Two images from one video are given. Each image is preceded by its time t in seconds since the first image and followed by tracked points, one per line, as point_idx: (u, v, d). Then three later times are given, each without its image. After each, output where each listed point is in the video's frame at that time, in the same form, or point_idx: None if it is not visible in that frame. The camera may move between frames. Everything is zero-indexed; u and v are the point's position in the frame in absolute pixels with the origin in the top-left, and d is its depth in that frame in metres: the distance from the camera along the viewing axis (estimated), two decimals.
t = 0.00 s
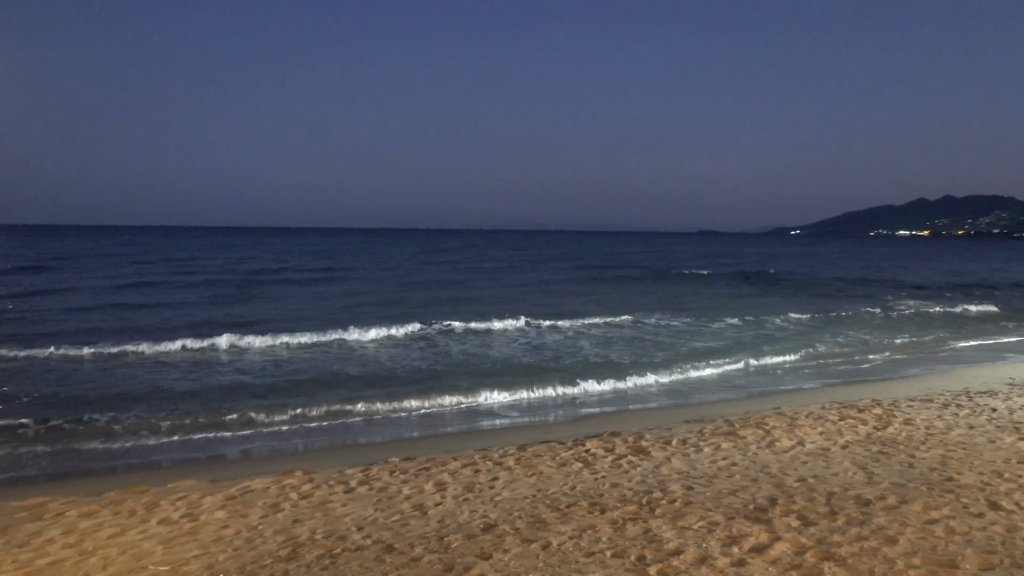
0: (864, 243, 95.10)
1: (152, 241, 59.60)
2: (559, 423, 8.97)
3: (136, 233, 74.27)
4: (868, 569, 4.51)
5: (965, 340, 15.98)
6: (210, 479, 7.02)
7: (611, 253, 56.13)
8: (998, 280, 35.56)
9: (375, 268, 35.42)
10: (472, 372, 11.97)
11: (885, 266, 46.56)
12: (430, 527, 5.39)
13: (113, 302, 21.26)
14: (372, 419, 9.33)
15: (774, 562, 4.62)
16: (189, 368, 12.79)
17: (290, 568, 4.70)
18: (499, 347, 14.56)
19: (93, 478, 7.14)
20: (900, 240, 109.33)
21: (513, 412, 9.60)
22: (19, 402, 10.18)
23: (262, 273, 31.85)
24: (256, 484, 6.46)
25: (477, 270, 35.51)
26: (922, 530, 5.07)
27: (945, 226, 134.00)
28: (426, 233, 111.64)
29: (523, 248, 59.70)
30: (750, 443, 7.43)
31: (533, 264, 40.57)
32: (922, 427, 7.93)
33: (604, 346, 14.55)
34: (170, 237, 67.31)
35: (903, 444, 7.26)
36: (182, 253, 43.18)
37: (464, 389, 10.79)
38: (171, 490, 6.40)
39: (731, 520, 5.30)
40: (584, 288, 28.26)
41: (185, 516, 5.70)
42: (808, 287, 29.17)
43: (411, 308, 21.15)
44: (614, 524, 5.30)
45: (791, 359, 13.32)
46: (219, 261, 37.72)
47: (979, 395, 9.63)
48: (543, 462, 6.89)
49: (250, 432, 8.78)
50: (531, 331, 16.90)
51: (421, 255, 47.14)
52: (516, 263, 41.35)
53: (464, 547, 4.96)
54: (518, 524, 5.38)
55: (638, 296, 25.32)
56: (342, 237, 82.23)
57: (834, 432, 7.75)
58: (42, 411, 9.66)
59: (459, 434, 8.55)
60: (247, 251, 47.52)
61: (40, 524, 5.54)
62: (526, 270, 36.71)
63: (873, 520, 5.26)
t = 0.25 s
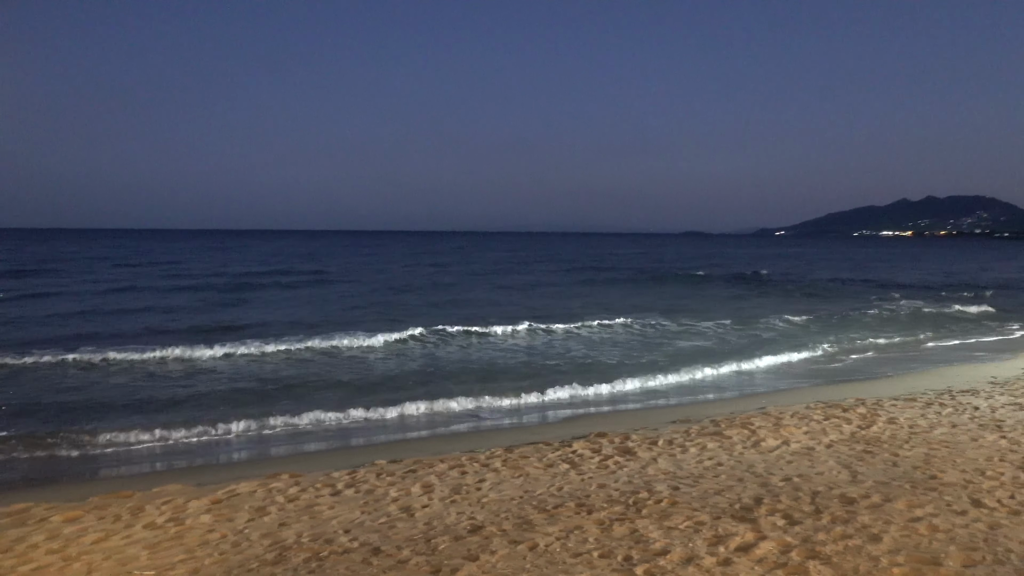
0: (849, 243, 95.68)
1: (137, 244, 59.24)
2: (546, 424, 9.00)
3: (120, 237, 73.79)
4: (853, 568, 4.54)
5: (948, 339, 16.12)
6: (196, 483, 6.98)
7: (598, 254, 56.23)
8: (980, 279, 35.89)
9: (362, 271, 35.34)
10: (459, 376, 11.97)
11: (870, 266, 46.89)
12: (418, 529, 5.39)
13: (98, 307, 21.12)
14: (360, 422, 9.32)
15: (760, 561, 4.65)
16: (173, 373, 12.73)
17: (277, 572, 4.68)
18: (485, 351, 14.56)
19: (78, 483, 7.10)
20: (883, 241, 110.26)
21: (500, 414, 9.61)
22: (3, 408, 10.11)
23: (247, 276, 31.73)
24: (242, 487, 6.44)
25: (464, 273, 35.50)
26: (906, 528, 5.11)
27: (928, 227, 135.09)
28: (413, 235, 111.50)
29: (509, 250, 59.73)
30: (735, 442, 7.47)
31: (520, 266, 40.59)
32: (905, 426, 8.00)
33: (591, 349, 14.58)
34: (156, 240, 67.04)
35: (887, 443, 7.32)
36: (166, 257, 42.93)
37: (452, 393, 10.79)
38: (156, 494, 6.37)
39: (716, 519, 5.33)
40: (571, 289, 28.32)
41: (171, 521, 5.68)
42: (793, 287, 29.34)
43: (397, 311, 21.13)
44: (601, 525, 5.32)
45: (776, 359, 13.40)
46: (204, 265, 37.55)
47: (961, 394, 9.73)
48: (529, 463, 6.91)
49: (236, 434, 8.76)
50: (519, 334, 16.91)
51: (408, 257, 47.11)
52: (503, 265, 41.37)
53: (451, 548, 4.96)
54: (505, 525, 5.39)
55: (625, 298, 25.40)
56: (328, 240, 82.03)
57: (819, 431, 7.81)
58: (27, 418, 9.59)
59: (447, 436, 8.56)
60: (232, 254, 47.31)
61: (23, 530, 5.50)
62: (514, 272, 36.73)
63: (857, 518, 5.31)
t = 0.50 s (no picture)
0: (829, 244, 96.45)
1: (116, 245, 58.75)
2: (529, 425, 9.02)
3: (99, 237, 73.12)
4: (830, 565, 4.59)
5: (925, 339, 16.30)
6: (175, 486, 6.94)
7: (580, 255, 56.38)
8: (957, 280, 36.34)
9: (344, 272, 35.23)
10: (442, 378, 11.97)
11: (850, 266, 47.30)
12: (399, 530, 5.39)
13: (77, 309, 20.93)
14: (342, 424, 9.29)
15: (740, 559, 4.68)
16: (153, 375, 12.65)
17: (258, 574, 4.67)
18: (467, 352, 14.57)
19: (56, 487, 7.03)
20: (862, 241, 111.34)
21: (483, 415, 9.62)
22: None
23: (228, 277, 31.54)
24: (223, 489, 6.41)
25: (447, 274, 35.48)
26: (883, 525, 5.17)
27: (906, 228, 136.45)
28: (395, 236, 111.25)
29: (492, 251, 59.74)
30: (716, 442, 7.52)
31: (503, 268, 40.61)
32: (883, 424, 8.09)
33: (573, 350, 14.62)
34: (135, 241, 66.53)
35: (864, 442, 7.40)
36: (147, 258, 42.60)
37: (434, 395, 10.80)
38: (135, 497, 6.32)
39: (697, 518, 5.37)
40: (553, 290, 28.38)
41: (150, 523, 5.64)
42: (773, 288, 29.57)
43: (379, 312, 21.10)
44: (582, 524, 5.34)
45: (757, 360, 13.50)
46: (184, 266, 37.30)
47: (937, 393, 9.85)
48: (511, 464, 6.92)
49: (217, 437, 8.72)
50: (501, 335, 16.93)
51: (390, 258, 47.02)
52: (485, 266, 41.38)
53: (433, 549, 4.97)
54: (487, 525, 5.40)
55: (607, 298, 25.49)
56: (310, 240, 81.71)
57: (798, 430, 7.88)
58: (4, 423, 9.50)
59: (428, 437, 8.56)
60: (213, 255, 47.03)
61: None
62: (496, 273, 36.74)
63: (835, 516, 5.36)
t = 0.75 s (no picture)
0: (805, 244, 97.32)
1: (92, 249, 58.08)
2: (508, 426, 9.03)
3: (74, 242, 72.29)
4: (808, 561, 4.64)
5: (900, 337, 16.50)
6: (153, 492, 6.88)
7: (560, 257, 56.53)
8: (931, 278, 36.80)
9: (324, 275, 35.08)
10: (422, 383, 11.96)
11: (827, 267, 47.73)
12: (380, 534, 5.37)
13: (52, 315, 20.69)
14: (322, 427, 9.26)
15: (719, 558, 4.72)
16: (131, 381, 12.54)
17: None
18: (448, 356, 14.56)
19: (31, 494, 6.94)
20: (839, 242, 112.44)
21: (463, 418, 9.62)
22: None
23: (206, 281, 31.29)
24: (201, 495, 6.36)
25: (427, 276, 35.44)
26: (860, 522, 5.23)
27: (881, 228, 137.94)
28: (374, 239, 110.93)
29: (472, 254, 59.70)
30: (695, 441, 7.57)
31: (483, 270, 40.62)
32: (859, 422, 8.18)
33: (554, 352, 14.67)
34: (112, 245, 65.87)
35: (841, 439, 7.48)
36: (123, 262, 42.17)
37: (414, 400, 10.79)
38: (112, 504, 6.26)
39: (677, 517, 5.40)
40: (533, 292, 28.41)
41: (127, 530, 5.59)
42: (752, 288, 29.79)
43: (359, 316, 21.04)
44: (563, 525, 5.36)
45: (735, 359, 13.60)
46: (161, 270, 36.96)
47: (912, 391, 9.97)
48: (491, 466, 6.92)
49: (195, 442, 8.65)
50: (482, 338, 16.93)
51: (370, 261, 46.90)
52: (465, 269, 41.31)
53: (415, 552, 4.96)
54: (467, 528, 5.40)
55: (588, 300, 25.57)
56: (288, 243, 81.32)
57: (775, 429, 7.94)
58: None
59: (409, 440, 8.54)
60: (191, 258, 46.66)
61: None
62: (477, 275, 36.73)
63: (813, 513, 5.42)
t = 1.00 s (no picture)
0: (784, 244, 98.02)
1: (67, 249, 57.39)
2: (488, 425, 9.03)
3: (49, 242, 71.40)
4: (784, 557, 4.68)
5: (876, 335, 16.69)
6: (128, 494, 6.81)
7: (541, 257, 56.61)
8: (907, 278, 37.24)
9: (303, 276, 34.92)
10: (403, 385, 11.94)
11: (805, 266, 48.12)
12: (358, 534, 5.36)
13: (27, 316, 20.45)
14: (301, 428, 9.21)
15: (696, 555, 4.75)
16: (108, 384, 12.42)
17: None
18: (428, 358, 14.55)
19: (5, 497, 6.85)
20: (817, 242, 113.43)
21: (443, 418, 9.61)
22: None
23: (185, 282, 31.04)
24: (177, 496, 6.31)
25: (408, 276, 35.37)
26: (835, 518, 5.28)
27: (858, 228, 139.29)
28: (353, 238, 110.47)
29: (452, 254, 59.68)
30: (673, 440, 7.61)
31: (463, 270, 40.60)
32: (835, 420, 8.26)
33: (534, 353, 14.71)
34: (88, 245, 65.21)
35: (818, 437, 7.55)
36: (100, 263, 41.76)
37: (394, 403, 10.77)
38: (87, 506, 6.19)
39: (655, 515, 5.43)
40: (514, 292, 28.45)
41: (103, 532, 5.53)
42: (731, 288, 29.98)
43: (339, 316, 20.96)
44: (542, 523, 5.37)
45: (714, 359, 13.69)
46: (139, 271, 36.61)
47: (887, 388, 10.09)
48: (471, 465, 6.92)
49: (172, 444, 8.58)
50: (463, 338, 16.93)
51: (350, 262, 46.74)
52: (446, 269, 41.26)
53: (393, 551, 4.95)
54: (446, 527, 5.39)
55: (568, 300, 25.63)
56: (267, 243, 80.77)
57: (753, 427, 8.00)
58: None
59: (388, 439, 8.52)
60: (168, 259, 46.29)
61: None
62: (457, 275, 36.72)
63: (789, 510, 5.46)
